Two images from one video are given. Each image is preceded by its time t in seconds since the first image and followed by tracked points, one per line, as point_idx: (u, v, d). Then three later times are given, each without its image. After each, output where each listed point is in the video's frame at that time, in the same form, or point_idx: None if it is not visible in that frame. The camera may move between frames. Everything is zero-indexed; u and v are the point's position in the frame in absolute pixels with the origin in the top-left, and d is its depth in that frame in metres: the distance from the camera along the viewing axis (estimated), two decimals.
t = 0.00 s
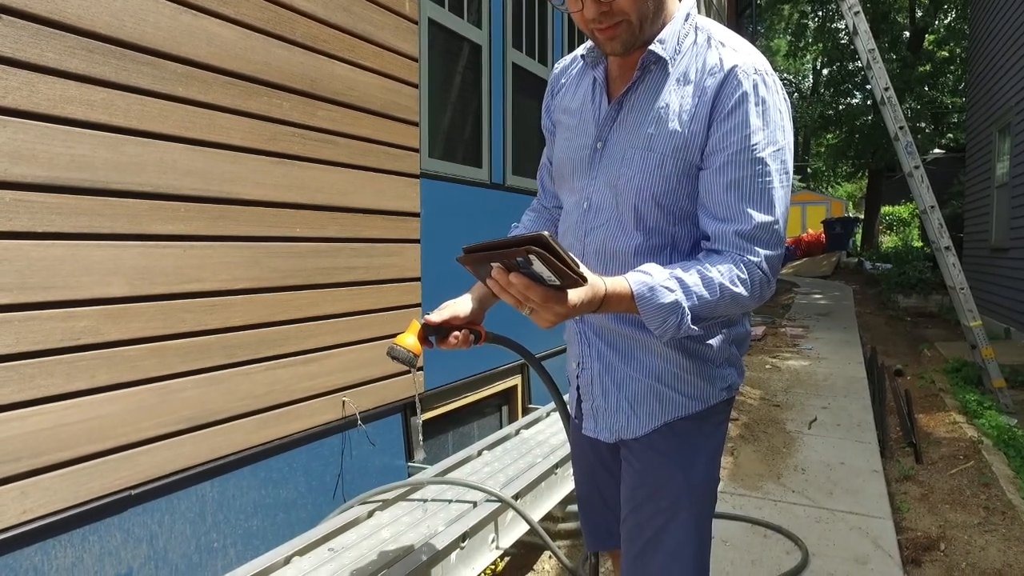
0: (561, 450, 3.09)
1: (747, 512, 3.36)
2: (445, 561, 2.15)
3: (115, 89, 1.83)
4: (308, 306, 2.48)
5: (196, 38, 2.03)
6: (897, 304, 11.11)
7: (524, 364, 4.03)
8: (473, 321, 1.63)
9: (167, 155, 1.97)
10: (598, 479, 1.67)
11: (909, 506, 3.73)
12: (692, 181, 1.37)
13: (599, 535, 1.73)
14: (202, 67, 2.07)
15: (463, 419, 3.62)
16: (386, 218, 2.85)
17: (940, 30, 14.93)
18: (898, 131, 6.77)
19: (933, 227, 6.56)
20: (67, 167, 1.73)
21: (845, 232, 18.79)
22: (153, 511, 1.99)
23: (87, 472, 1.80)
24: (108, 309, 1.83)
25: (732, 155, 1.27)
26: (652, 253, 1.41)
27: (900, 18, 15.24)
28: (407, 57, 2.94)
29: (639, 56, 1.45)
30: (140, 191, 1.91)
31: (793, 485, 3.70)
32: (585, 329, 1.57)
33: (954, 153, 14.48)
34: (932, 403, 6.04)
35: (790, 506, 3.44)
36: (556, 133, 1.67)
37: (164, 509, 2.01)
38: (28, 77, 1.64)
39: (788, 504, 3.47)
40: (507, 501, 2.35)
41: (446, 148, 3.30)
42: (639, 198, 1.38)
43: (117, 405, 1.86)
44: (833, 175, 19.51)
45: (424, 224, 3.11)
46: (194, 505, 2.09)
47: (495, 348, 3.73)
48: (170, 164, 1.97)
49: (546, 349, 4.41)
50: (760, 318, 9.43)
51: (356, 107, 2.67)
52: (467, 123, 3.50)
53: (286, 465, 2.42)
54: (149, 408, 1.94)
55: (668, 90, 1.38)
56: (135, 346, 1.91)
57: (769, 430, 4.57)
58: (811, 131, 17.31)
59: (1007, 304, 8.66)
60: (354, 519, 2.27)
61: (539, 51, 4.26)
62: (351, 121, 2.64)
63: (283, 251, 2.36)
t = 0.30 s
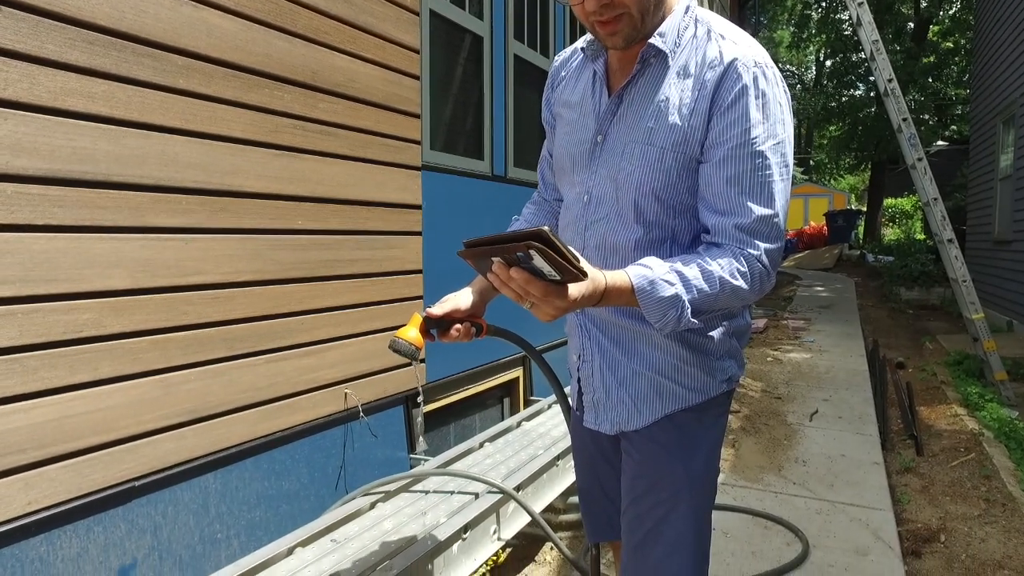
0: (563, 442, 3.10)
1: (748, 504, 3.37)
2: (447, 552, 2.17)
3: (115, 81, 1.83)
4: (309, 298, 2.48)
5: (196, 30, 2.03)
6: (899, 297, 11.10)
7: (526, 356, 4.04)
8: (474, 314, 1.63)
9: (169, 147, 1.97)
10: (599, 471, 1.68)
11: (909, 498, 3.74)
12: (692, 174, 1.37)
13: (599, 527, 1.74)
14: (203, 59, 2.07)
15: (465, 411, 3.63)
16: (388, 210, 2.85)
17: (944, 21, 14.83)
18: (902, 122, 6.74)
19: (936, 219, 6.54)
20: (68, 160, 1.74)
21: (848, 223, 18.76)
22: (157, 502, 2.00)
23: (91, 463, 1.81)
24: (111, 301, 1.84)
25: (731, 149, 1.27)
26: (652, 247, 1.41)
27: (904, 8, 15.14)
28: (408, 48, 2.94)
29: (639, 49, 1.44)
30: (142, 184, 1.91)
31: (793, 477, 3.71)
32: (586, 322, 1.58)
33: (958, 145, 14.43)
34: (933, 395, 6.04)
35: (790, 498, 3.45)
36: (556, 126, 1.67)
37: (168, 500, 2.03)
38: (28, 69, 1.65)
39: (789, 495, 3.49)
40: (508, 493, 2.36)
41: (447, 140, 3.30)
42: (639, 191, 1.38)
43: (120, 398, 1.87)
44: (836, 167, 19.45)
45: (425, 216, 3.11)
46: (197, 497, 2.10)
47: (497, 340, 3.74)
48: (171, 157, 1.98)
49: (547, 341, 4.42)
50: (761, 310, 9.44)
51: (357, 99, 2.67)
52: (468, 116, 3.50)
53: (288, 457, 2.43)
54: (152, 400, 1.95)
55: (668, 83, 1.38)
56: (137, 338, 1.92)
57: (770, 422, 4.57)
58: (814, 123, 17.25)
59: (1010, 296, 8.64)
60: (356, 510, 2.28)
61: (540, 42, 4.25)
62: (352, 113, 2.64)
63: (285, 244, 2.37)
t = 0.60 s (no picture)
0: (564, 431, 3.12)
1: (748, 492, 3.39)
2: (449, 539, 2.18)
3: (116, 70, 1.83)
4: (311, 287, 2.49)
5: (196, 18, 2.02)
6: (901, 287, 11.08)
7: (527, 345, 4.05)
8: (474, 303, 1.64)
9: (170, 136, 1.97)
10: (599, 459, 1.69)
11: (909, 486, 3.75)
12: (692, 161, 1.37)
13: (600, 514, 1.75)
14: (203, 48, 2.06)
15: (467, 399, 3.65)
16: (389, 199, 2.85)
17: (949, 8, 14.72)
18: (906, 111, 6.70)
19: (939, 208, 6.51)
20: (70, 149, 1.74)
21: (850, 213, 18.71)
22: (161, 490, 2.01)
23: (96, 451, 1.82)
24: (113, 291, 1.85)
25: (732, 136, 1.27)
26: (653, 235, 1.41)
27: None
28: (409, 36, 2.92)
29: (640, 37, 1.44)
30: (143, 173, 1.91)
31: (794, 466, 3.72)
32: (587, 310, 1.58)
33: (962, 134, 14.35)
34: (934, 384, 6.04)
35: (791, 487, 3.46)
36: (557, 114, 1.67)
37: (172, 488, 2.04)
38: (28, 58, 1.64)
39: (790, 484, 3.50)
40: (510, 481, 2.37)
41: (448, 128, 3.29)
42: (639, 179, 1.38)
43: (123, 386, 1.88)
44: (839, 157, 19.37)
45: (427, 205, 3.11)
46: (201, 484, 2.12)
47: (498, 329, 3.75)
48: (172, 145, 1.98)
49: (548, 330, 4.43)
50: (763, 300, 9.44)
51: (358, 87, 2.66)
52: (470, 104, 3.49)
53: (291, 445, 2.44)
54: (155, 389, 1.96)
55: (669, 70, 1.37)
56: (140, 327, 1.93)
57: (771, 411, 4.58)
58: (817, 112, 17.16)
59: (1013, 286, 8.62)
60: (359, 498, 2.30)
61: (542, 30, 4.23)
62: (353, 102, 2.64)
63: (287, 233, 2.37)
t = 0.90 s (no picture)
0: (567, 417, 3.13)
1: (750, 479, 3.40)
2: (452, 525, 2.20)
3: (117, 57, 1.83)
4: (314, 275, 2.50)
5: (196, 4, 2.02)
6: (905, 274, 11.06)
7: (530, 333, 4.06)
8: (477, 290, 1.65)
9: (171, 124, 1.97)
10: (602, 445, 1.70)
11: (911, 473, 3.76)
12: (696, 148, 1.36)
13: (602, 500, 1.76)
14: (205, 34, 2.06)
15: (470, 386, 3.66)
16: (392, 187, 2.85)
17: None
18: (912, 97, 6.66)
19: (945, 195, 6.48)
20: (72, 136, 1.74)
21: (855, 200, 18.64)
22: (167, 476, 2.03)
23: (102, 438, 1.84)
24: (117, 278, 1.86)
25: (735, 123, 1.26)
26: (656, 222, 1.41)
27: None
28: (410, 22, 2.91)
29: (643, 23, 1.43)
30: (146, 160, 1.92)
31: (796, 453, 3.74)
32: (590, 297, 1.58)
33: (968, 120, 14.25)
34: (937, 372, 6.04)
35: (793, 473, 3.48)
36: (561, 100, 1.67)
37: (177, 474, 2.06)
38: (28, 45, 1.64)
39: (791, 471, 3.51)
40: (512, 467, 2.38)
41: (451, 116, 3.29)
42: (641, 165, 1.38)
43: (128, 373, 1.89)
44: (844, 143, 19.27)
45: (430, 192, 3.11)
46: (206, 471, 2.14)
47: (501, 317, 3.75)
48: (174, 133, 1.98)
49: (551, 317, 4.43)
50: (767, 287, 9.43)
51: (360, 74, 2.66)
52: (472, 91, 3.48)
53: (296, 432, 2.46)
54: (159, 376, 1.98)
55: (673, 56, 1.37)
56: (144, 314, 1.94)
57: (774, 398, 4.59)
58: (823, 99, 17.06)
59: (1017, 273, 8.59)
60: (362, 485, 2.31)
61: (545, 16, 4.20)
62: (355, 89, 2.63)
63: (289, 220, 2.37)
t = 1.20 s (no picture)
0: (569, 412, 3.13)
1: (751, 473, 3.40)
2: (454, 519, 2.20)
3: (117, 51, 1.82)
4: (316, 269, 2.49)
5: None
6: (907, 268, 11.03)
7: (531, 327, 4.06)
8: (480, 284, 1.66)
9: (172, 118, 1.96)
10: (604, 440, 1.70)
11: (912, 468, 3.77)
12: (699, 141, 1.36)
13: (605, 494, 1.76)
14: (206, 28, 2.05)
15: (471, 380, 3.66)
16: (394, 181, 2.84)
17: None
18: (915, 90, 6.62)
19: (948, 189, 6.45)
20: (73, 130, 1.74)
21: (857, 194, 18.59)
22: (170, 470, 2.04)
23: (105, 432, 1.84)
24: (119, 273, 1.86)
25: (740, 116, 1.26)
26: (659, 216, 1.41)
27: None
28: (412, 15, 2.90)
29: (645, 15, 1.42)
30: (147, 155, 1.91)
31: (797, 447, 3.74)
32: (593, 292, 1.58)
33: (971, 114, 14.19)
34: (939, 366, 6.04)
35: (794, 468, 3.48)
36: (563, 94, 1.66)
37: (180, 469, 2.06)
38: (28, 38, 1.64)
39: (792, 465, 3.52)
40: (514, 461, 2.39)
41: (452, 109, 3.27)
42: (645, 159, 1.37)
43: (130, 367, 1.89)
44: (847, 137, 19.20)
45: (431, 186, 3.11)
46: (208, 465, 2.14)
47: (502, 311, 3.75)
48: (175, 127, 1.97)
49: (553, 312, 4.43)
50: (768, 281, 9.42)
51: (362, 67, 2.65)
52: (474, 84, 3.46)
53: (298, 426, 2.47)
54: (161, 370, 1.98)
55: (675, 49, 1.36)
56: (147, 309, 1.94)
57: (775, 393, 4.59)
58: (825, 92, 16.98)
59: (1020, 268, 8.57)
60: (364, 479, 2.32)
61: (546, 8, 4.18)
62: (357, 82, 2.62)
63: (291, 214, 2.37)
